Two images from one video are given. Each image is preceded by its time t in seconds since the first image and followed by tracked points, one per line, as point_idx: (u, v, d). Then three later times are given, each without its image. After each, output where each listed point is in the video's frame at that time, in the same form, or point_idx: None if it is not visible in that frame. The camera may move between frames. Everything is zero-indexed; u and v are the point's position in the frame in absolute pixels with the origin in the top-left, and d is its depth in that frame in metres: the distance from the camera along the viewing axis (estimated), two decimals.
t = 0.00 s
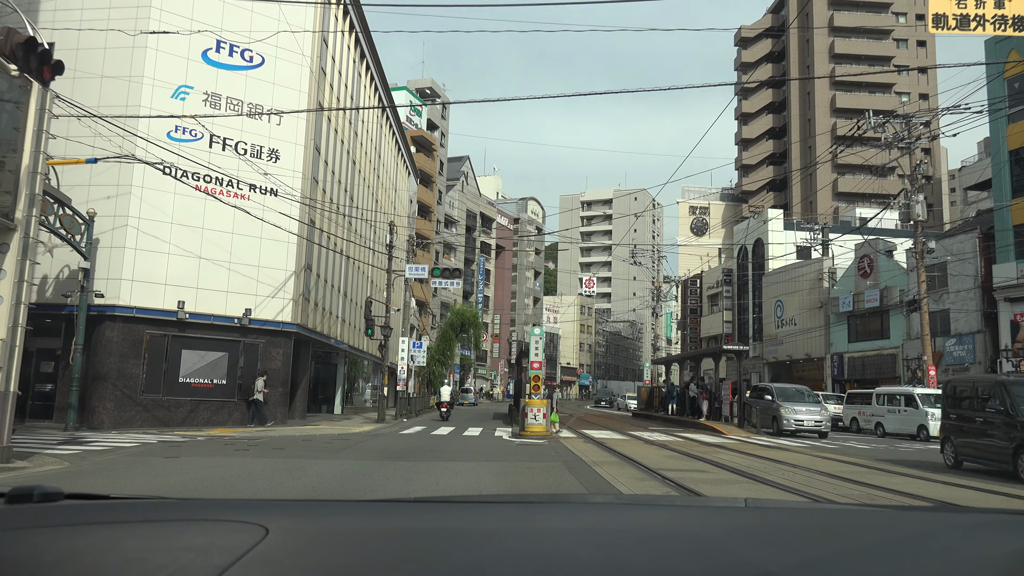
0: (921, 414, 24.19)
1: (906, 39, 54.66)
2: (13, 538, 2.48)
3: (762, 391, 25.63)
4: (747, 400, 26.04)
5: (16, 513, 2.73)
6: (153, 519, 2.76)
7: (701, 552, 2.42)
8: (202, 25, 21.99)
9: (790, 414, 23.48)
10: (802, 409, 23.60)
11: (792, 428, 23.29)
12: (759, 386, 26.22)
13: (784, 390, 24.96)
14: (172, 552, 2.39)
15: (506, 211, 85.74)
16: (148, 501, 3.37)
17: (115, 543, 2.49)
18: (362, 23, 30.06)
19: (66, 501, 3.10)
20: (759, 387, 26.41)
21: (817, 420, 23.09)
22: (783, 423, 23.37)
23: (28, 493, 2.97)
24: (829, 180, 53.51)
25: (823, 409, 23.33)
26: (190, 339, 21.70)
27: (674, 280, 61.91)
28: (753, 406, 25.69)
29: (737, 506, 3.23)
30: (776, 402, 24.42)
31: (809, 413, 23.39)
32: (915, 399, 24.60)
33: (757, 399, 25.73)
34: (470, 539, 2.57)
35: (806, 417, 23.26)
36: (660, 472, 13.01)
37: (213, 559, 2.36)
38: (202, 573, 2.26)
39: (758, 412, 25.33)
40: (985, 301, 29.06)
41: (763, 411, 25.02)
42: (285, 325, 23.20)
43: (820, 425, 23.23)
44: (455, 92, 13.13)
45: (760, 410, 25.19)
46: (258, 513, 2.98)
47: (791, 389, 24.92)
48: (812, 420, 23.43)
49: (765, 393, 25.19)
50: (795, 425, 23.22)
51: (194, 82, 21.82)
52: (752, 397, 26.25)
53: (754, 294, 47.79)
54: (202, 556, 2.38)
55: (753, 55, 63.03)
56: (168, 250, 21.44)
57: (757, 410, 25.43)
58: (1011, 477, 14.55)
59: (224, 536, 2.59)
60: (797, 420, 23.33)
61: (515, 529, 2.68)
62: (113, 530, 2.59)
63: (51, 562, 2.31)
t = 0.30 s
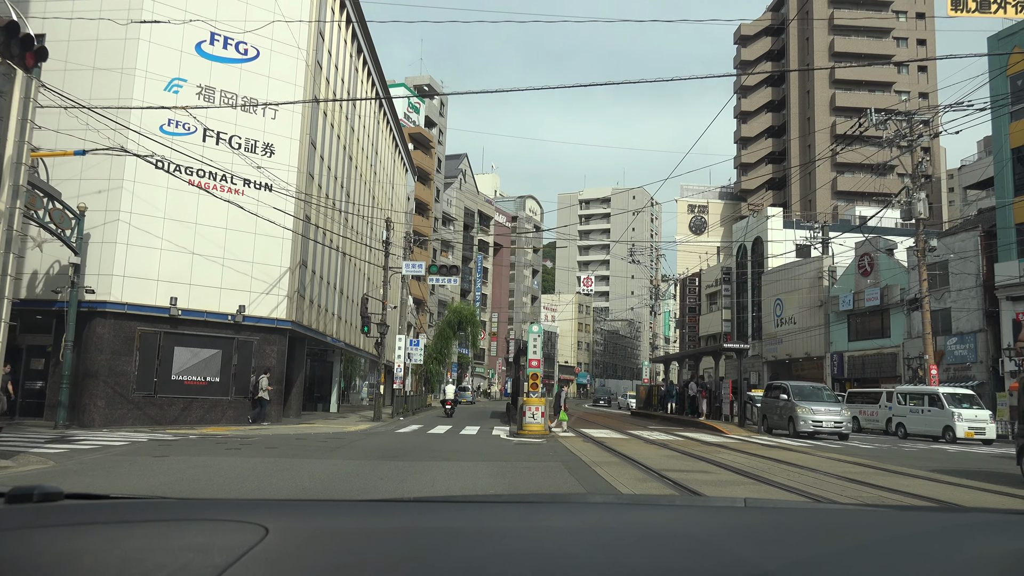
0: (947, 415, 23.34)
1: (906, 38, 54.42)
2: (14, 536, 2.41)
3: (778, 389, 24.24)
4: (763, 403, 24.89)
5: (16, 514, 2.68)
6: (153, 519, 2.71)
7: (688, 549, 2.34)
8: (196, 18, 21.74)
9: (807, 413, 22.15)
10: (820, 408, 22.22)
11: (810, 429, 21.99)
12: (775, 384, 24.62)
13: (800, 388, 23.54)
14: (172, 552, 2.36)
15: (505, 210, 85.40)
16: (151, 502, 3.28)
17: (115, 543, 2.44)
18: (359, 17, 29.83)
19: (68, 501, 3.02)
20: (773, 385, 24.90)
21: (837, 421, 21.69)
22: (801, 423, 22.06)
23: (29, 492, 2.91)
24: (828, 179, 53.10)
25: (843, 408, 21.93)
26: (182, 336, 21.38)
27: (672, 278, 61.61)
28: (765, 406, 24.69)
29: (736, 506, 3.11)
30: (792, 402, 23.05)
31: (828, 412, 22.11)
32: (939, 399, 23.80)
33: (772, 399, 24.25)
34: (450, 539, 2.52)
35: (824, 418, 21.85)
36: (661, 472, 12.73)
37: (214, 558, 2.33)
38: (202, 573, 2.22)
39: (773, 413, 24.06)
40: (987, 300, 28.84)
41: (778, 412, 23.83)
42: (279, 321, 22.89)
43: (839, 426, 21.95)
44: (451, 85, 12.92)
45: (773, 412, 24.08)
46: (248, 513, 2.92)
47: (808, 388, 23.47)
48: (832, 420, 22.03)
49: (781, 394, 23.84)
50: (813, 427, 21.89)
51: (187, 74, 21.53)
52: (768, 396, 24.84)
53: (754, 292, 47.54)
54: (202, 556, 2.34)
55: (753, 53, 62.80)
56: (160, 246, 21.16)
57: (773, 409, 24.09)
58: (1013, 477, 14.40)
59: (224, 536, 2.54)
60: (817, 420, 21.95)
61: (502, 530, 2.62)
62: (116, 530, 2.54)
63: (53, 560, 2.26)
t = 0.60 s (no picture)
0: (976, 415, 21.93)
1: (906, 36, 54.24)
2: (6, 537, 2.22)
3: (796, 388, 22.98)
4: (781, 403, 23.66)
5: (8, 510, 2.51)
6: (151, 519, 2.56)
7: (690, 551, 2.23)
8: (189, 13, 21.53)
9: (829, 415, 20.87)
10: (842, 409, 20.91)
11: (832, 432, 20.73)
12: (793, 381, 23.40)
13: (820, 387, 22.27)
14: (171, 552, 2.23)
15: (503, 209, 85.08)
16: (147, 501, 3.14)
17: (115, 543, 2.28)
18: (354, 14, 29.59)
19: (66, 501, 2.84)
20: (790, 383, 23.74)
21: (862, 423, 20.47)
22: (821, 425, 20.82)
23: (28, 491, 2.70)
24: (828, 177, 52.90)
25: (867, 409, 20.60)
26: (175, 335, 21.13)
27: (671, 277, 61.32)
28: (784, 406, 23.45)
29: (738, 506, 2.99)
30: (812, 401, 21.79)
31: (852, 414, 20.80)
32: (966, 398, 22.47)
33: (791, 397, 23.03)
34: (445, 539, 2.42)
35: (848, 420, 20.57)
36: (664, 474, 12.36)
37: (213, 558, 2.20)
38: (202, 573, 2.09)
39: (791, 413, 22.90)
40: (989, 299, 28.66)
41: (796, 413, 22.54)
42: (275, 321, 22.66)
43: (864, 428, 20.64)
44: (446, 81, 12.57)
45: (794, 412, 22.73)
46: (235, 510, 2.79)
47: (829, 385, 22.20)
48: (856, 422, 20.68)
49: (800, 392, 22.57)
50: (835, 429, 20.68)
51: (180, 70, 21.34)
52: (785, 395, 23.61)
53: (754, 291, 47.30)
54: (202, 555, 2.21)
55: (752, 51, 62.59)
56: (152, 244, 20.92)
57: (792, 407, 22.85)
58: (1016, 477, 14.25)
59: (222, 535, 2.41)
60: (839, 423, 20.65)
61: (493, 530, 2.53)
62: (113, 531, 2.37)
63: (44, 561, 2.09)
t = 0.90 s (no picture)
0: (1009, 418, 20.86)
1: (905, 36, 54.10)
2: (8, 538, 2.30)
3: (816, 387, 21.41)
4: (800, 403, 22.11)
5: (16, 509, 2.59)
6: (146, 519, 2.62)
7: (691, 550, 2.46)
8: (183, 9, 21.60)
9: (852, 418, 19.35)
10: (867, 411, 19.36)
11: (856, 437, 19.23)
12: (813, 381, 21.76)
13: (842, 387, 20.64)
14: (173, 552, 2.29)
15: (500, 209, 84.78)
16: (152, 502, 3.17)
17: (117, 543, 2.36)
18: (351, 10, 29.46)
19: (70, 501, 2.96)
20: (809, 382, 22.19)
21: (888, 427, 18.84)
22: (843, 429, 19.31)
23: (28, 494, 2.84)
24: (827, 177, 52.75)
25: (894, 411, 19.07)
26: (168, 335, 21.03)
27: (670, 278, 61.11)
28: (803, 407, 21.91)
29: (732, 506, 3.28)
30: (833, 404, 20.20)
31: (877, 417, 19.27)
32: (999, 399, 21.48)
33: (811, 397, 21.41)
34: (440, 538, 2.48)
35: (873, 423, 19.08)
36: (666, 477, 12.10)
37: (214, 558, 2.27)
38: (201, 574, 2.17)
39: (811, 415, 21.38)
40: (991, 298, 28.51)
41: (816, 415, 21.01)
42: (270, 321, 22.37)
43: (890, 432, 19.14)
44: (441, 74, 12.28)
45: (813, 413, 21.21)
46: (243, 510, 2.87)
47: (851, 386, 20.59)
48: (884, 426, 19.10)
49: (820, 393, 20.97)
50: (859, 434, 19.10)
51: (174, 66, 21.37)
52: (805, 395, 22.04)
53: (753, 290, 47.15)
54: (202, 556, 2.29)
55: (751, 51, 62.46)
56: (145, 242, 20.89)
57: (812, 409, 21.27)
58: (1015, 477, 14.22)
59: (225, 536, 2.47)
60: (865, 428, 19.08)
61: (497, 529, 2.59)
62: (118, 530, 2.45)
63: (47, 562, 2.16)
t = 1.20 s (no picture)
0: None
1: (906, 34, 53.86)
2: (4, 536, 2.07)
3: (838, 386, 19.73)
4: (820, 403, 20.45)
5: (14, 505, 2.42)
6: (144, 518, 2.41)
7: (687, 552, 2.28)
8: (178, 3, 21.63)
9: (880, 420, 17.72)
10: (896, 413, 17.70)
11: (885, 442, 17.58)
12: (835, 379, 20.06)
13: (867, 387, 18.98)
14: (173, 553, 2.12)
15: (500, 208, 84.51)
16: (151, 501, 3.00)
17: (114, 542, 2.16)
18: (349, 6, 29.34)
19: (71, 501, 2.70)
20: (830, 381, 20.50)
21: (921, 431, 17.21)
22: (871, 433, 17.67)
23: (29, 492, 2.58)
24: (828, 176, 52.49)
25: (926, 413, 17.44)
26: (162, 334, 20.80)
27: (669, 277, 60.86)
28: (823, 407, 20.27)
29: (732, 507, 3.07)
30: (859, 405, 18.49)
31: (907, 419, 17.63)
32: None
33: (833, 397, 19.68)
34: (445, 539, 2.26)
35: (903, 426, 17.44)
36: (669, 478, 11.78)
37: (214, 558, 2.11)
38: None
39: (831, 415, 19.69)
40: (994, 298, 28.32)
41: (837, 416, 19.38)
42: (265, 318, 22.29)
43: (922, 436, 17.51)
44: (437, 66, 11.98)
45: (834, 415, 19.58)
46: (250, 511, 2.58)
47: (877, 385, 18.93)
48: (916, 430, 17.47)
49: (844, 393, 19.25)
50: (889, 439, 17.43)
51: (169, 60, 21.44)
52: (825, 394, 20.36)
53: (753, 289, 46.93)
54: (203, 555, 2.12)
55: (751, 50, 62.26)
56: (139, 238, 21.03)
57: (833, 410, 19.59)
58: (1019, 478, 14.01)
59: (224, 534, 2.27)
60: (894, 432, 17.48)
61: (490, 529, 2.37)
62: (118, 530, 2.24)
63: (47, 561, 2.00)
